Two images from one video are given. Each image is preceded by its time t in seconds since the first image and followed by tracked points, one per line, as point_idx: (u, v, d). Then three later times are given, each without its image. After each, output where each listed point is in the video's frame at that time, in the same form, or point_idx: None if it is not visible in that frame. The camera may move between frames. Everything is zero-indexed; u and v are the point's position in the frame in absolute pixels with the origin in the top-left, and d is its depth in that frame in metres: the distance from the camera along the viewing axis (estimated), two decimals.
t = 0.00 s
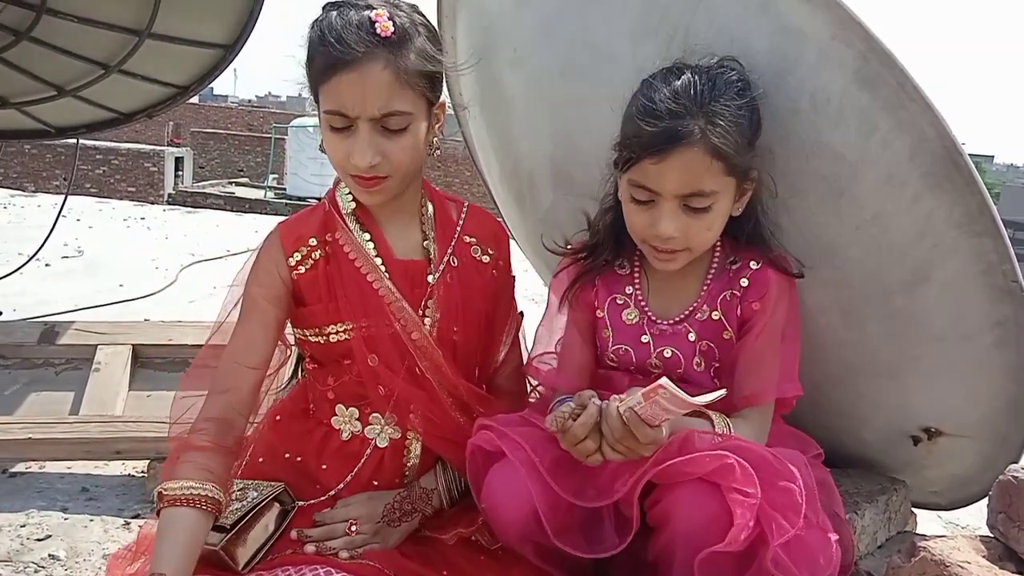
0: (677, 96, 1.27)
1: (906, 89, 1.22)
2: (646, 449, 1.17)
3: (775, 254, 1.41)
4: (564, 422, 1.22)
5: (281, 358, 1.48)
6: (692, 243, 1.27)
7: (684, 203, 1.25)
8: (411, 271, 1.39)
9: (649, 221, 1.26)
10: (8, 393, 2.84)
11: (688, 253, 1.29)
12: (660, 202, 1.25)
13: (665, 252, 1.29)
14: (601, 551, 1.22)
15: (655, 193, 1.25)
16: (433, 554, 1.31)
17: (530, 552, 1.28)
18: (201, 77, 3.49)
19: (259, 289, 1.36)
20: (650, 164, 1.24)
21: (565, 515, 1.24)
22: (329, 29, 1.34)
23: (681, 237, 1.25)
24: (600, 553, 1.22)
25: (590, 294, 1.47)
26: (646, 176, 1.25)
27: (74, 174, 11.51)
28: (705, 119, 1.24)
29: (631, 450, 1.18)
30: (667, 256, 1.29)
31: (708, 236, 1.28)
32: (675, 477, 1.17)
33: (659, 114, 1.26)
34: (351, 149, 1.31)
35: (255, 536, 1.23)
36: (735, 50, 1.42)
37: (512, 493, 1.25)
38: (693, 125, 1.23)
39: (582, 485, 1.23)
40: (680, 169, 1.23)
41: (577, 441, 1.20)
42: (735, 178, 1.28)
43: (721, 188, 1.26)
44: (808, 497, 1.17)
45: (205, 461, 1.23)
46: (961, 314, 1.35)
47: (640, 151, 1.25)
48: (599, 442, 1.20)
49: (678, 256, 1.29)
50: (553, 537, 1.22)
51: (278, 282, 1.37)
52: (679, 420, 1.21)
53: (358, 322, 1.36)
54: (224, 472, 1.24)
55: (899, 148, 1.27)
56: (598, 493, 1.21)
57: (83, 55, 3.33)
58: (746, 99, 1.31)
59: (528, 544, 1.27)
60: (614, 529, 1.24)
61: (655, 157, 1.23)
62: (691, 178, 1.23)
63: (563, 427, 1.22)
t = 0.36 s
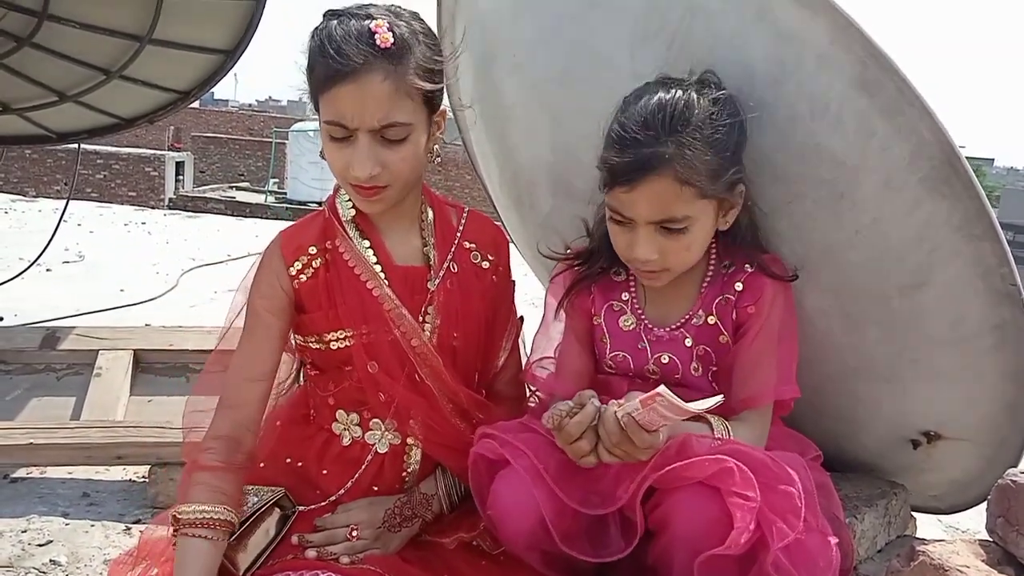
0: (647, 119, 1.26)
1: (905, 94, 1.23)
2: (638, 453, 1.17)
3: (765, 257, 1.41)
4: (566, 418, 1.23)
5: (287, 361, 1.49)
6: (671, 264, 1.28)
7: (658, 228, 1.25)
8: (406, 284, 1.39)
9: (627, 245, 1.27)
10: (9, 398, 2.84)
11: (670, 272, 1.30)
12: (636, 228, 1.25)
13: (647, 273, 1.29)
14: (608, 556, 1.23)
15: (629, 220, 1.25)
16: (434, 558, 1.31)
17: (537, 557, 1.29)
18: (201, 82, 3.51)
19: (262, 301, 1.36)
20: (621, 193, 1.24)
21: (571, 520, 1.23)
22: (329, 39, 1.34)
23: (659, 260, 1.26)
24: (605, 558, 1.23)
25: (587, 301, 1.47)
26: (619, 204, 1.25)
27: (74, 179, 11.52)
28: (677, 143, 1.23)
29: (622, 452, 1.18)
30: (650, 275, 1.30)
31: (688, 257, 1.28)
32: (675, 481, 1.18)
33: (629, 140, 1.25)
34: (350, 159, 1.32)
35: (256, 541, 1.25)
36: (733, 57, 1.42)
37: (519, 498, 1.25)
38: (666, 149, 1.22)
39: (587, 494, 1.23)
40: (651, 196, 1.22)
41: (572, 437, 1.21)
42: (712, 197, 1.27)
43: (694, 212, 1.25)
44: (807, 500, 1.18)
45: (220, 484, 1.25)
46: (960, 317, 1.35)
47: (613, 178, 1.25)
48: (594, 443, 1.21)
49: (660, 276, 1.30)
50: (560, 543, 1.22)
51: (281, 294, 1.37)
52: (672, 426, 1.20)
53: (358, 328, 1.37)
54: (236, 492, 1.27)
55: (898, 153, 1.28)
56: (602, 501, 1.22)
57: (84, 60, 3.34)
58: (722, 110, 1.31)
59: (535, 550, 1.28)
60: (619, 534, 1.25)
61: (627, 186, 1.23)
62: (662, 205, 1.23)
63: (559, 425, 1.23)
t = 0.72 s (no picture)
0: (614, 143, 1.26)
1: (897, 102, 1.24)
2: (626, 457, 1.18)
3: (751, 263, 1.41)
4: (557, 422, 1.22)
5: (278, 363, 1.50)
6: (645, 284, 1.29)
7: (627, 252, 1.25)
8: (401, 292, 1.41)
9: (600, 266, 1.28)
10: (4, 406, 2.83)
11: (644, 291, 1.31)
12: (606, 252, 1.26)
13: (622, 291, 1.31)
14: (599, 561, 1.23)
15: (600, 243, 1.26)
16: (427, 565, 1.31)
17: (534, 564, 1.29)
18: (197, 89, 3.51)
19: (251, 301, 1.40)
20: (589, 219, 1.25)
21: (565, 526, 1.24)
22: (284, 87, 1.30)
23: (631, 281, 1.27)
24: (598, 563, 1.23)
25: (575, 311, 1.48)
26: (589, 228, 1.26)
27: (69, 186, 11.50)
28: (642, 167, 1.23)
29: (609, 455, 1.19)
30: (626, 292, 1.32)
31: (660, 276, 1.28)
32: (664, 488, 1.18)
33: (595, 168, 1.25)
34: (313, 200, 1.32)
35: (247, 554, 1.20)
36: (727, 65, 1.43)
37: (512, 506, 1.25)
38: (630, 176, 1.22)
39: (581, 499, 1.24)
40: (614, 223, 1.22)
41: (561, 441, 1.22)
42: (684, 219, 1.26)
43: (662, 236, 1.25)
44: (797, 507, 1.17)
45: (179, 484, 1.29)
46: (953, 324, 1.36)
47: (582, 203, 1.26)
48: (583, 445, 1.21)
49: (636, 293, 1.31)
50: (553, 549, 1.23)
51: (272, 291, 1.40)
52: (662, 430, 1.20)
53: (351, 332, 1.37)
54: (200, 494, 1.31)
55: (890, 161, 1.29)
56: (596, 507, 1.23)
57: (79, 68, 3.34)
58: (692, 130, 1.29)
59: (531, 557, 1.28)
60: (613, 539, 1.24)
61: (594, 213, 1.24)
62: (628, 232, 1.23)
63: (549, 430, 1.23)
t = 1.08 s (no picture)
0: (631, 124, 1.27)
1: (899, 104, 1.24)
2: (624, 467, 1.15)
3: (746, 264, 1.42)
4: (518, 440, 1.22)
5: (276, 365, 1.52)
6: (660, 269, 1.28)
7: (647, 231, 1.25)
8: (393, 298, 1.40)
9: (616, 251, 1.27)
10: (7, 411, 2.83)
11: (657, 279, 1.30)
12: (624, 233, 1.25)
13: (635, 279, 1.29)
14: (588, 567, 1.23)
15: (618, 224, 1.25)
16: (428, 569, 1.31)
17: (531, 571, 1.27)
18: (200, 94, 3.52)
19: (245, 302, 1.45)
20: (612, 198, 1.24)
21: (561, 532, 1.23)
22: (263, 109, 1.29)
23: (648, 265, 1.26)
24: (593, 568, 1.23)
25: (570, 315, 1.48)
26: (609, 208, 1.25)
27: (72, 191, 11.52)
28: (662, 146, 1.24)
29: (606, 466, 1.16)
30: (636, 282, 1.30)
31: (676, 260, 1.28)
32: (657, 497, 1.17)
33: (614, 146, 1.25)
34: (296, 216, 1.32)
35: (247, 559, 1.21)
36: (728, 67, 1.43)
37: (506, 514, 1.24)
38: (651, 152, 1.23)
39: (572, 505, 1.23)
40: (640, 200, 1.22)
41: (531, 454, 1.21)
42: (699, 202, 1.28)
43: (683, 213, 1.26)
44: (793, 511, 1.17)
45: (185, 464, 1.44)
46: (956, 326, 1.36)
47: (599, 184, 1.25)
48: (552, 452, 1.21)
49: (648, 282, 1.30)
50: (547, 555, 1.22)
51: (262, 294, 1.43)
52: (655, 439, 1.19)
53: (343, 336, 1.38)
54: (205, 470, 1.46)
55: (892, 163, 1.28)
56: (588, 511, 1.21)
57: (82, 73, 3.35)
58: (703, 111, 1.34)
59: (528, 564, 1.27)
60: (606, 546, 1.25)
61: (615, 190, 1.23)
62: (652, 208, 1.23)
63: (514, 449, 1.22)
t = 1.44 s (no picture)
0: (654, 106, 1.30)
1: (903, 105, 1.23)
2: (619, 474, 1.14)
3: (749, 267, 1.42)
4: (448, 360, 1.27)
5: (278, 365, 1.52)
6: (681, 250, 1.29)
7: (669, 209, 1.27)
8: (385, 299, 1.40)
9: (636, 231, 1.27)
10: (10, 411, 2.84)
11: (676, 262, 1.30)
12: (647, 210, 1.27)
13: (654, 263, 1.29)
14: None
15: (640, 200, 1.27)
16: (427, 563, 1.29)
17: None
18: (202, 94, 3.52)
19: (243, 304, 1.45)
20: (637, 171, 1.26)
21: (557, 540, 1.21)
22: (249, 121, 1.29)
23: (670, 245, 1.27)
24: None
25: (569, 317, 1.48)
26: (632, 183, 1.26)
27: (74, 191, 11.53)
28: (685, 125, 1.28)
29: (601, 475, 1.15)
30: (654, 268, 1.30)
31: (696, 239, 1.30)
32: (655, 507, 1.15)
33: (640, 121, 1.28)
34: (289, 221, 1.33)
35: (250, 559, 1.22)
36: (732, 68, 1.43)
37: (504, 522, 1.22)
38: (675, 131, 1.27)
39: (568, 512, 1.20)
40: (667, 173, 1.25)
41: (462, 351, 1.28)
42: (716, 184, 1.31)
43: (704, 192, 1.29)
44: (793, 519, 1.16)
45: (206, 464, 1.47)
46: (961, 327, 1.35)
47: (622, 160, 1.27)
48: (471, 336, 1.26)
49: (666, 267, 1.30)
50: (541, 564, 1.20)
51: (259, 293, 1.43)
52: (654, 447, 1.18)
53: (336, 334, 1.38)
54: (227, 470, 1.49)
55: (897, 164, 1.28)
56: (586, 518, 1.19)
57: (85, 73, 3.35)
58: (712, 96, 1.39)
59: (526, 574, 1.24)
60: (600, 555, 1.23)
61: (641, 163, 1.25)
62: (678, 182, 1.26)
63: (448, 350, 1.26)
